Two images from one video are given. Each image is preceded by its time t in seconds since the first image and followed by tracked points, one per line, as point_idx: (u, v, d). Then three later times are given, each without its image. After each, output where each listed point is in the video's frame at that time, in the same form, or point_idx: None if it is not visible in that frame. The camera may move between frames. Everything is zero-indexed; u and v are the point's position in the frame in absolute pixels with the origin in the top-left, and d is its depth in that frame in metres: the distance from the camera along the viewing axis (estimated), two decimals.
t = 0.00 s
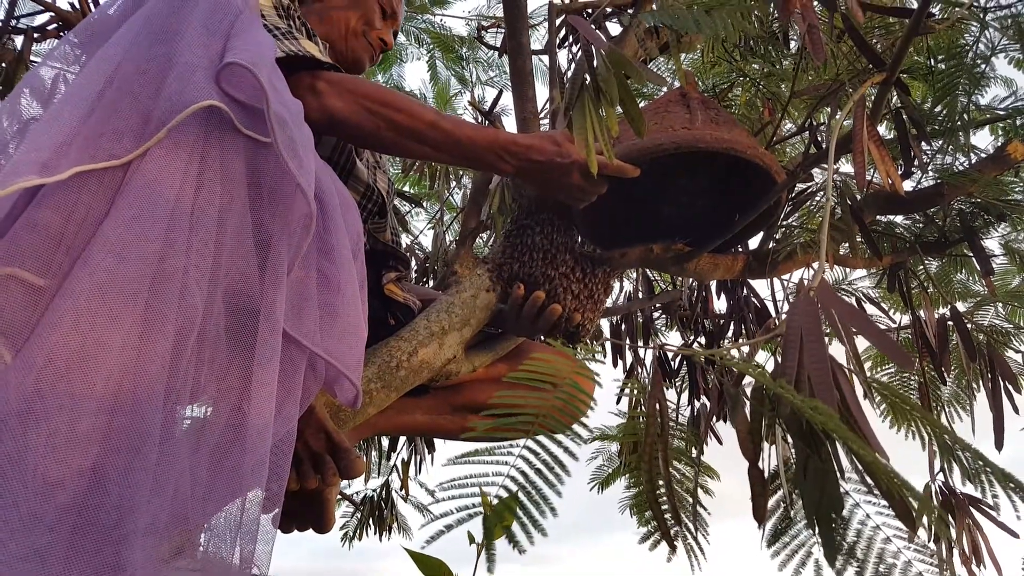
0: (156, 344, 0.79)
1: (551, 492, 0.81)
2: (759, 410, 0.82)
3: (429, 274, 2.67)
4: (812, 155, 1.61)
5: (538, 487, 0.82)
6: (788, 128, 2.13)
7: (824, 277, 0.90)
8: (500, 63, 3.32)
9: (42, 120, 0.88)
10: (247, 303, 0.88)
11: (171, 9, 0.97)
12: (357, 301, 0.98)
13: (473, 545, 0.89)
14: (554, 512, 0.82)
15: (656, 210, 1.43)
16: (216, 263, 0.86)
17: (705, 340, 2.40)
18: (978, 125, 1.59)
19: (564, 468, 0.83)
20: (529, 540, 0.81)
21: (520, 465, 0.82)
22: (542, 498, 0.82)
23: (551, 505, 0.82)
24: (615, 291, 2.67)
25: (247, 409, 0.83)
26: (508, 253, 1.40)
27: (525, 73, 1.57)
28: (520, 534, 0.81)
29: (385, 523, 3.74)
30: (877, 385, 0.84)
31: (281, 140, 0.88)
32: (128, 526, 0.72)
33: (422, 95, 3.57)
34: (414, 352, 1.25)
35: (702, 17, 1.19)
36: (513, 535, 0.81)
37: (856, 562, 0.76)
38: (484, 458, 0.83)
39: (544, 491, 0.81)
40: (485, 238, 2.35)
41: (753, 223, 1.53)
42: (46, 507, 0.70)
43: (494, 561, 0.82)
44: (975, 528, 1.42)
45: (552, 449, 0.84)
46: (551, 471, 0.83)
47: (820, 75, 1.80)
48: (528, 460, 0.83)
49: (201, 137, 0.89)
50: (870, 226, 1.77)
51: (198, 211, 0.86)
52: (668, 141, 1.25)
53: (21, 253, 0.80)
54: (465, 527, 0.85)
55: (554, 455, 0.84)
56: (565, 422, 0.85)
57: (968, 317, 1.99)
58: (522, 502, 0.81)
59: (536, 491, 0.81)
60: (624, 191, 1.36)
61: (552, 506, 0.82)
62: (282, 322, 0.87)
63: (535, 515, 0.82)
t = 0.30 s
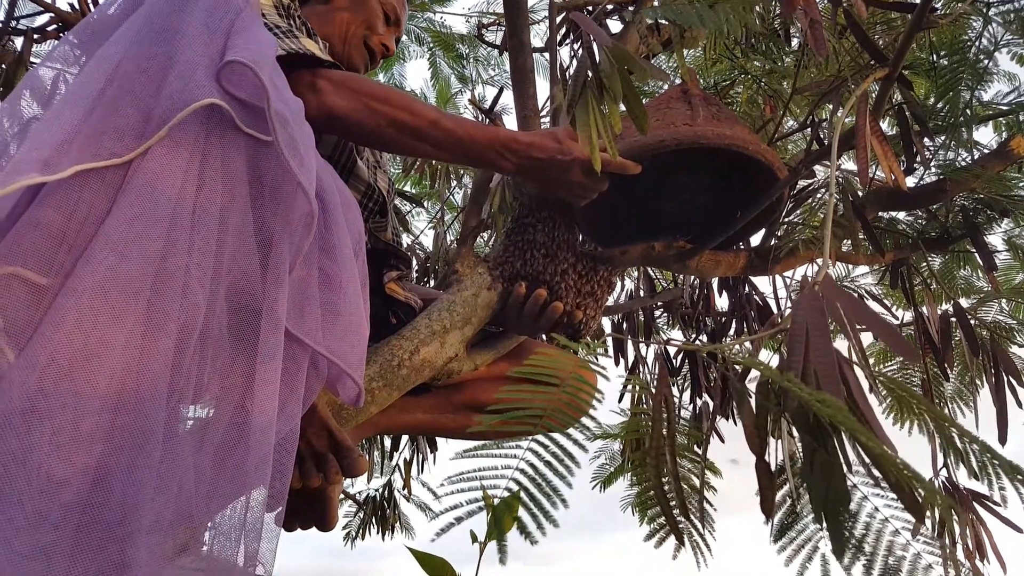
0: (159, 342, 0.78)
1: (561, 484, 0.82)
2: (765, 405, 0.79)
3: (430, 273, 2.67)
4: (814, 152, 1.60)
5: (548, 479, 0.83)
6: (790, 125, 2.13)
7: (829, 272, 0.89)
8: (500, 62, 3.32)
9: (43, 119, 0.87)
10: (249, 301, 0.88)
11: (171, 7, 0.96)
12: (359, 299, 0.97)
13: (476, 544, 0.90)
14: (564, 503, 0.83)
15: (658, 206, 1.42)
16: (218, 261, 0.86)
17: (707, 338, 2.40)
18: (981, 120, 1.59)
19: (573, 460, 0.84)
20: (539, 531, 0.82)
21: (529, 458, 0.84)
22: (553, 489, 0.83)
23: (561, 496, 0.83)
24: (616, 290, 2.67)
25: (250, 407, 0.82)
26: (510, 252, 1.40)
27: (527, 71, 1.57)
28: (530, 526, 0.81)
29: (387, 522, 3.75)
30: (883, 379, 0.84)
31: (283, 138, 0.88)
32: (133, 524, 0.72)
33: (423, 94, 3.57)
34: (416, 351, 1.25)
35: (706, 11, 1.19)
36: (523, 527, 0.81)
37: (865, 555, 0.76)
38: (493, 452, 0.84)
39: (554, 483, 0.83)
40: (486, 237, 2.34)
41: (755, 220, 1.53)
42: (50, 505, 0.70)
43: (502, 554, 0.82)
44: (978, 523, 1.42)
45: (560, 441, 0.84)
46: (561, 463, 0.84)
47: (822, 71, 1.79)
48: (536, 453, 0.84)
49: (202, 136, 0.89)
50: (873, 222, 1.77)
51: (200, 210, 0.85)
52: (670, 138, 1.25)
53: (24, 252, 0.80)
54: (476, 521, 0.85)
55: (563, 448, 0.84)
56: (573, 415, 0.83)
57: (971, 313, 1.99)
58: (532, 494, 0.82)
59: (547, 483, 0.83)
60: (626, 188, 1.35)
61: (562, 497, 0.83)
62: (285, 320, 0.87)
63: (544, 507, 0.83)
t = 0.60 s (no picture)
0: (159, 337, 0.78)
1: (558, 484, 0.82)
2: (764, 402, 0.80)
3: (431, 270, 2.67)
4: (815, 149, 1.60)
5: (545, 479, 0.83)
6: (791, 122, 2.13)
7: (829, 269, 0.89)
8: (501, 59, 3.32)
9: (43, 113, 0.87)
10: (250, 297, 0.88)
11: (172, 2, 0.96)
12: (360, 296, 0.97)
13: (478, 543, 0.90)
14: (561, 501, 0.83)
15: (659, 202, 1.41)
16: (219, 256, 0.86)
17: (707, 335, 2.40)
18: (982, 117, 1.58)
19: (572, 460, 0.83)
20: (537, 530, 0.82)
21: (527, 457, 0.84)
22: (550, 488, 0.83)
23: (558, 495, 0.83)
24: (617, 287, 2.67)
25: (251, 402, 0.82)
26: (510, 249, 1.40)
27: (527, 67, 1.57)
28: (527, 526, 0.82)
29: (388, 519, 3.76)
30: (883, 376, 0.84)
31: (283, 134, 0.88)
32: (133, 518, 0.72)
33: (423, 92, 3.56)
34: (416, 347, 1.25)
35: (706, 7, 1.19)
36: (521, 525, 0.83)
37: (863, 552, 0.75)
38: (491, 451, 0.84)
39: (551, 482, 0.83)
40: (487, 234, 2.34)
41: (755, 217, 1.53)
42: (51, 499, 0.70)
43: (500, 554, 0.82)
44: (978, 521, 1.42)
45: (558, 440, 0.84)
46: (559, 462, 0.84)
47: (823, 68, 1.79)
48: (534, 452, 0.84)
49: (203, 131, 0.89)
50: (874, 219, 1.77)
51: (201, 205, 0.85)
52: (670, 135, 1.25)
53: (23, 246, 0.80)
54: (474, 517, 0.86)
55: (561, 446, 0.84)
56: (572, 414, 0.82)
57: (971, 310, 1.98)
58: (529, 493, 0.82)
59: (543, 482, 0.83)
60: (627, 184, 1.35)
61: (559, 496, 0.83)
62: (285, 316, 0.87)
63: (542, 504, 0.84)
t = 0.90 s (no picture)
0: (156, 333, 0.78)
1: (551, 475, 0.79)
2: (760, 396, 0.81)
3: (429, 268, 2.67)
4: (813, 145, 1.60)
5: (538, 470, 0.80)
6: (789, 119, 2.13)
7: (825, 265, 0.89)
8: (499, 56, 3.32)
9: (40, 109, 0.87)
10: (248, 293, 0.88)
11: None
12: (357, 292, 0.97)
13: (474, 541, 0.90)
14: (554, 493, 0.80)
15: (656, 198, 1.40)
16: (216, 253, 0.86)
17: (706, 332, 2.40)
18: (979, 114, 1.58)
19: (564, 451, 0.81)
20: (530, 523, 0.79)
21: (519, 448, 0.81)
22: (542, 479, 0.80)
23: (551, 486, 0.80)
24: (615, 284, 2.66)
25: (248, 398, 0.82)
26: (507, 246, 1.40)
27: (525, 64, 1.56)
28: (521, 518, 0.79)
29: (386, 517, 3.76)
30: (879, 372, 0.84)
31: (280, 130, 0.87)
32: (130, 514, 0.72)
33: (421, 89, 3.56)
34: (414, 344, 1.25)
35: (703, 3, 1.18)
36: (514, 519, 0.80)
37: (858, 547, 0.75)
38: (483, 442, 0.82)
39: (543, 474, 0.80)
40: (485, 232, 2.34)
41: (752, 214, 1.53)
42: (48, 495, 0.70)
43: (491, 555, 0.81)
44: (975, 517, 1.42)
45: (551, 432, 0.82)
46: (552, 453, 0.81)
47: (821, 64, 1.79)
48: (527, 443, 0.81)
49: (200, 127, 0.89)
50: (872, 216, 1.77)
51: (197, 201, 0.85)
52: (668, 131, 1.25)
53: (20, 243, 0.80)
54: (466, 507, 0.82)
55: (554, 438, 0.81)
56: (571, 409, 0.82)
57: (969, 307, 1.98)
58: (520, 485, 0.80)
59: (536, 473, 0.80)
60: (625, 181, 1.35)
61: (552, 488, 0.80)
62: (282, 312, 0.87)
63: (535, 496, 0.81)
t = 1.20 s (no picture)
0: (156, 335, 0.78)
1: (558, 484, 0.80)
2: (760, 400, 0.80)
3: (428, 269, 2.67)
4: (813, 147, 1.60)
5: (545, 479, 0.81)
6: (789, 121, 2.13)
7: (825, 267, 0.89)
8: (499, 57, 3.32)
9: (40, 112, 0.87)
10: (247, 295, 0.88)
11: None
12: (357, 294, 0.98)
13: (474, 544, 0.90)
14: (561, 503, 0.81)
15: (656, 200, 1.41)
16: (216, 255, 0.86)
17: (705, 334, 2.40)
18: (978, 116, 1.58)
19: (571, 460, 0.81)
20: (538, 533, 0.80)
21: (526, 457, 0.82)
22: (550, 489, 0.81)
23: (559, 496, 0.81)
24: (615, 285, 2.66)
25: (247, 401, 0.83)
26: (507, 247, 1.40)
27: (524, 66, 1.57)
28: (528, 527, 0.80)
29: (386, 518, 3.76)
30: (879, 374, 0.84)
31: (281, 132, 0.87)
32: (129, 517, 0.72)
33: (422, 90, 3.56)
34: (414, 346, 1.25)
35: (702, 5, 1.19)
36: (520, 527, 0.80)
37: (861, 552, 0.74)
38: (489, 451, 0.82)
39: (551, 483, 0.81)
40: (485, 233, 2.34)
41: (751, 216, 1.54)
42: (49, 497, 0.70)
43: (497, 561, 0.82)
44: (974, 519, 1.42)
45: (557, 440, 0.82)
46: (558, 462, 0.81)
47: (820, 66, 1.80)
48: (533, 452, 0.82)
49: (201, 129, 0.89)
50: (871, 218, 1.77)
51: (197, 203, 0.85)
52: (667, 133, 1.25)
53: (21, 245, 0.80)
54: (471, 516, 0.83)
55: (560, 447, 0.82)
56: (571, 413, 0.82)
57: (969, 309, 1.99)
58: (529, 494, 0.81)
59: (543, 482, 0.81)
60: (625, 183, 1.35)
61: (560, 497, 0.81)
62: (282, 313, 0.87)
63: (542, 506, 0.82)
